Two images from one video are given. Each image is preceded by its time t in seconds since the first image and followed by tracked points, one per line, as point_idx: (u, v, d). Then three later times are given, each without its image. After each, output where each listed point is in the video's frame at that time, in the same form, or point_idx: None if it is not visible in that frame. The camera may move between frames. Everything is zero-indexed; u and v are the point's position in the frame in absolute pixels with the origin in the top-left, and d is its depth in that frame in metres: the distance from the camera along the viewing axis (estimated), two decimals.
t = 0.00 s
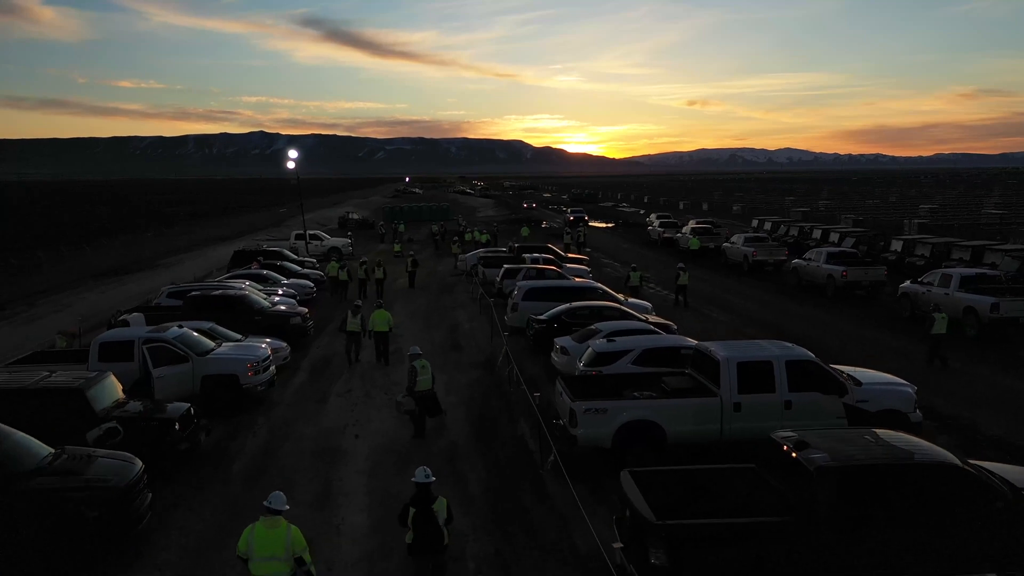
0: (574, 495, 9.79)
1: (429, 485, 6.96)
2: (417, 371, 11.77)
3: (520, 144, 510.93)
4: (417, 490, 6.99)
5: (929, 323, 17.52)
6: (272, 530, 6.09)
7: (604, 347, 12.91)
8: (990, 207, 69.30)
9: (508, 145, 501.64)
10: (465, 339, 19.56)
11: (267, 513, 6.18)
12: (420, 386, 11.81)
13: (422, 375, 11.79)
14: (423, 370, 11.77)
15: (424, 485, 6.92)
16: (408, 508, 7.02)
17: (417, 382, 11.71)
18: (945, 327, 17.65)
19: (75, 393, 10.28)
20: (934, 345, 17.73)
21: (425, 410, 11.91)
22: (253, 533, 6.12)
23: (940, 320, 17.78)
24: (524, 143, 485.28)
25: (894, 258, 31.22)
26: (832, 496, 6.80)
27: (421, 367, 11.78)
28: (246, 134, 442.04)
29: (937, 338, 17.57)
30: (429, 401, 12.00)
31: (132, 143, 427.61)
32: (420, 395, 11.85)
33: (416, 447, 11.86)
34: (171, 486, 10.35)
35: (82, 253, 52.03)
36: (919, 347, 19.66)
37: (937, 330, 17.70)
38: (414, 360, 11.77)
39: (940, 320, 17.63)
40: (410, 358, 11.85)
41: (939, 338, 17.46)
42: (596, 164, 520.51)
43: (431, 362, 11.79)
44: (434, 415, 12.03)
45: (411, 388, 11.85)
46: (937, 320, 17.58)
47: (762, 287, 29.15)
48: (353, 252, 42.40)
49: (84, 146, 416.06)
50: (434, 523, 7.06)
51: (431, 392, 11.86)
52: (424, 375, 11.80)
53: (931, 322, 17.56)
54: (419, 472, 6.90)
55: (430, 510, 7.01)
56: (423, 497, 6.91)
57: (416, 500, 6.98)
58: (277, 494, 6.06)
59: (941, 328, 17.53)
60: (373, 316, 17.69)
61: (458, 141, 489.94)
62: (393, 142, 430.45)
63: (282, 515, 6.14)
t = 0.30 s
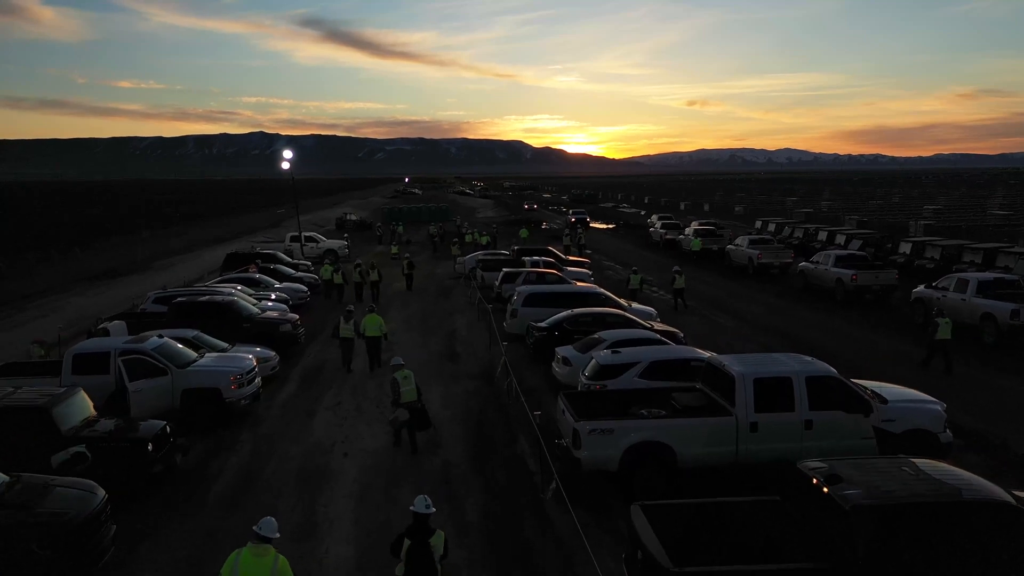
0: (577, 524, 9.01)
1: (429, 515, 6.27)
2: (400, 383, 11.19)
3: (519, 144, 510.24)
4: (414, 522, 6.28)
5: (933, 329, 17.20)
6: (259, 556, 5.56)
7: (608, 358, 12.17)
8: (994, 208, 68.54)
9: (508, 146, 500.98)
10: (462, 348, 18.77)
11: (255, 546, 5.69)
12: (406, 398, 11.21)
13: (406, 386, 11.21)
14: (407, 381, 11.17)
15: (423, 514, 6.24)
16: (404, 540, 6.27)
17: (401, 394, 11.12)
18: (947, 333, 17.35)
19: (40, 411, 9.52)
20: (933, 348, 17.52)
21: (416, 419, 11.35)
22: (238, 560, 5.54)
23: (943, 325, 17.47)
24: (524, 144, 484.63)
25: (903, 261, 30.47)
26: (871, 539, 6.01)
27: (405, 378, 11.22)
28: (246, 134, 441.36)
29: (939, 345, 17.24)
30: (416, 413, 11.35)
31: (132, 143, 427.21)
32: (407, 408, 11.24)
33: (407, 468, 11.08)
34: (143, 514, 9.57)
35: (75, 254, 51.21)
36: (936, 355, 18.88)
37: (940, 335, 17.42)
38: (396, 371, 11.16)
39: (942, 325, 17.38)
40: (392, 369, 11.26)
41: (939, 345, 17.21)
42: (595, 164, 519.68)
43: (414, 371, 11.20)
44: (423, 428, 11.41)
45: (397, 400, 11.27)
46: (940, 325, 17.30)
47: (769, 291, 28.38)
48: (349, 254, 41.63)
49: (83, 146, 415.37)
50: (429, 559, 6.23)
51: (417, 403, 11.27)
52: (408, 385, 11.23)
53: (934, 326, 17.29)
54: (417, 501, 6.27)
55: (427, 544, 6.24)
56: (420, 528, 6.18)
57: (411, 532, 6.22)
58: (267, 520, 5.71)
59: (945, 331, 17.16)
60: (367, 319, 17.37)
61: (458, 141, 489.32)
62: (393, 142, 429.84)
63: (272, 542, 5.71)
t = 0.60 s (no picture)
0: (581, 553, 8.33)
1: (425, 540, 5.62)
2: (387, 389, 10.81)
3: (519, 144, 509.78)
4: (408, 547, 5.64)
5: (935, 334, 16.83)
6: None
7: (613, 370, 11.50)
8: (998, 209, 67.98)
9: (507, 147, 500.53)
10: (460, 354, 18.10)
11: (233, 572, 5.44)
12: (393, 404, 10.82)
13: (393, 392, 10.81)
14: (394, 387, 10.81)
15: (419, 539, 5.60)
16: (399, 564, 5.65)
17: (389, 399, 10.74)
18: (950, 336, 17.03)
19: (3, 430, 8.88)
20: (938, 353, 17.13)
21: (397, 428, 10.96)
22: None
23: (945, 329, 17.15)
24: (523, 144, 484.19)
25: (911, 263, 29.80)
26: None
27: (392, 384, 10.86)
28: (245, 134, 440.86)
29: (940, 349, 16.94)
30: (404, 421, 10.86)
31: (131, 145, 426.44)
32: (395, 415, 10.83)
33: (399, 488, 10.41)
34: (113, 542, 8.91)
35: (70, 256, 50.61)
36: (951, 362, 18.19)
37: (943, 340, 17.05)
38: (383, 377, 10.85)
39: (945, 328, 17.06)
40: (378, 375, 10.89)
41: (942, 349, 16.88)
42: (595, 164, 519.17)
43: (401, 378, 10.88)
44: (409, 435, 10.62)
45: (382, 408, 10.88)
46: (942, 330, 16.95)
47: (775, 294, 27.71)
48: (346, 256, 41.00)
49: (82, 147, 414.75)
50: None
51: (406, 410, 10.86)
52: (395, 391, 10.83)
53: (936, 330, 16.97)
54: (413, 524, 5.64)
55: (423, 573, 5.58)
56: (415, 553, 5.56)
57: (407, 557, 5.58)
58: (243, 545, 5.43)
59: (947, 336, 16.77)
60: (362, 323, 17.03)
61: (458, 142, 488.83)
62: (393, 142, 429.47)
63: (249, 568, 5.44)
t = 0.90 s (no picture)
0: None
1: None
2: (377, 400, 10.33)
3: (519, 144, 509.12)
4: None
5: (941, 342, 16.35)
6: None
7: (618, 383, 10.82)
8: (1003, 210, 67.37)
9: (507, 146, 499.83)
10: (457, 362, 17.42)
11: None
12: (382, 415, 10.40)
13: (383, 403, 10.37)
14: (384, 398, 10.38)
15: None
16: None
17: (379, 411, 10.31)
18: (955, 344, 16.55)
19: None
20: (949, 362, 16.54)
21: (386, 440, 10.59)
22: None
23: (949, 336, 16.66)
24: (523, 144, 483.51)
25: (920, 265, 29.14)
26: None
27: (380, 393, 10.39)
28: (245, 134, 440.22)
29: (946, 356, 16.39)
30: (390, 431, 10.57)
31: (130, 145, 425.97)
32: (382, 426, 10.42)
33: (391, 511, 9.71)
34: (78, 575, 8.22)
35: (65, 257, 49.95)
36: (968, 370, 17.50)
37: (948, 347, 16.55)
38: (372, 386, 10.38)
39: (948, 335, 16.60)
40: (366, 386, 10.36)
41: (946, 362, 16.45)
42: (595, 164, 518.45)
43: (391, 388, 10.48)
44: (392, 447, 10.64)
45: (371, 419, 10.41)
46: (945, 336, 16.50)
47: (781, 297, 27.01)
48: (343, 257, 40.33)
49: (82, 147, 414.24)
50: None
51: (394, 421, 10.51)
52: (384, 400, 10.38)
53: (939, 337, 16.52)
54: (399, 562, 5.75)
55: None
56: None
57: None
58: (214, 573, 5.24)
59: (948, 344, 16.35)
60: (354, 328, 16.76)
61: (458, 142, 488.27)
62: (393, 142, 428.89)
63: None
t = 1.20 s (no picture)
0: None
1: None
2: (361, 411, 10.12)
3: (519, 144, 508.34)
4: None
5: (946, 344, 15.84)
6: None
7: (626, 399, 10.11)
8: (1008, 210, 66.61)
9: (507, 147, 499.02)
10: (454, 371, 16.71)
11: None
12: (366, 427, 10.14)
13: (367, 414, 10.15)
14: (367, 409, 10.13)
15: None
16: None
17: (362, 422, 10.06)
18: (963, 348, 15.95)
19: None
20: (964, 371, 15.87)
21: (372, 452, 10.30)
22: None
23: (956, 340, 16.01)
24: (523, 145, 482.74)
25: (930, 268, 28.41)
26: None
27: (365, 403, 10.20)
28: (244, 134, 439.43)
29: (951, 360, 15.92)
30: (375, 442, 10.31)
31: (129, 145, 424.91)
32: (366, 439, 10.16)
33: (381, 539, 9.01)
34: None
35: (58, 259, 49.19)
36: (988, 380, 16.78)
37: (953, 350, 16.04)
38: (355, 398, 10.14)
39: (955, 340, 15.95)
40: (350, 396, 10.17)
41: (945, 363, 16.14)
42: (595, 164, 517.70)
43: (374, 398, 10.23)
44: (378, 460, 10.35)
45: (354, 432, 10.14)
46: (952, 339, 15.86)
47: (788, 300, 26.30)
48: (340, 259, 39.61)
49: (80, 147, 413.41)
50: None
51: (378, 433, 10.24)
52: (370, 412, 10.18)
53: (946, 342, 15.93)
54: None
55: None
56: None
57: None
58: None
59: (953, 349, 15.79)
60: (346, 332, 16.17)
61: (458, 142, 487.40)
62: (393, 142, 428.31)
63: None
